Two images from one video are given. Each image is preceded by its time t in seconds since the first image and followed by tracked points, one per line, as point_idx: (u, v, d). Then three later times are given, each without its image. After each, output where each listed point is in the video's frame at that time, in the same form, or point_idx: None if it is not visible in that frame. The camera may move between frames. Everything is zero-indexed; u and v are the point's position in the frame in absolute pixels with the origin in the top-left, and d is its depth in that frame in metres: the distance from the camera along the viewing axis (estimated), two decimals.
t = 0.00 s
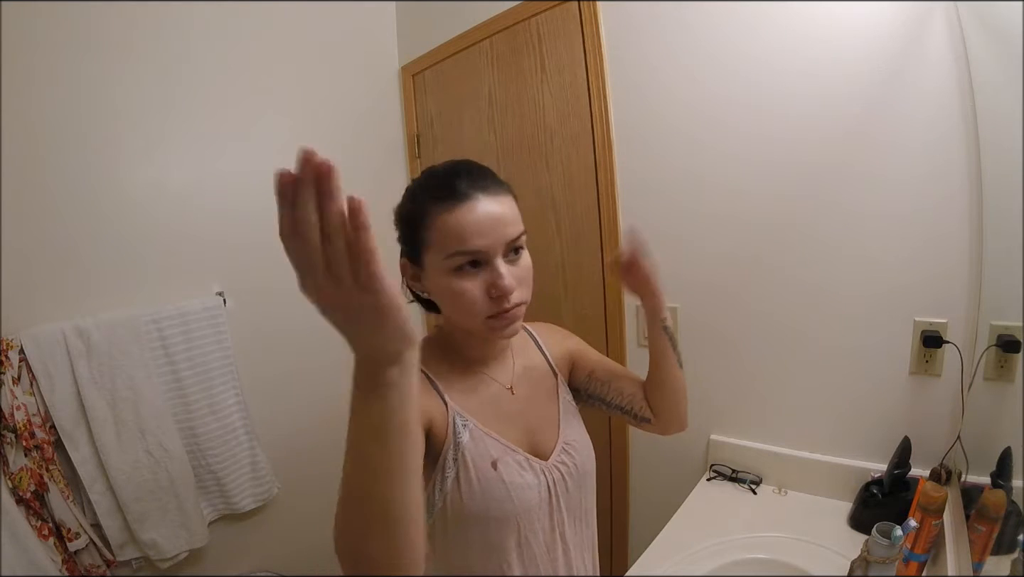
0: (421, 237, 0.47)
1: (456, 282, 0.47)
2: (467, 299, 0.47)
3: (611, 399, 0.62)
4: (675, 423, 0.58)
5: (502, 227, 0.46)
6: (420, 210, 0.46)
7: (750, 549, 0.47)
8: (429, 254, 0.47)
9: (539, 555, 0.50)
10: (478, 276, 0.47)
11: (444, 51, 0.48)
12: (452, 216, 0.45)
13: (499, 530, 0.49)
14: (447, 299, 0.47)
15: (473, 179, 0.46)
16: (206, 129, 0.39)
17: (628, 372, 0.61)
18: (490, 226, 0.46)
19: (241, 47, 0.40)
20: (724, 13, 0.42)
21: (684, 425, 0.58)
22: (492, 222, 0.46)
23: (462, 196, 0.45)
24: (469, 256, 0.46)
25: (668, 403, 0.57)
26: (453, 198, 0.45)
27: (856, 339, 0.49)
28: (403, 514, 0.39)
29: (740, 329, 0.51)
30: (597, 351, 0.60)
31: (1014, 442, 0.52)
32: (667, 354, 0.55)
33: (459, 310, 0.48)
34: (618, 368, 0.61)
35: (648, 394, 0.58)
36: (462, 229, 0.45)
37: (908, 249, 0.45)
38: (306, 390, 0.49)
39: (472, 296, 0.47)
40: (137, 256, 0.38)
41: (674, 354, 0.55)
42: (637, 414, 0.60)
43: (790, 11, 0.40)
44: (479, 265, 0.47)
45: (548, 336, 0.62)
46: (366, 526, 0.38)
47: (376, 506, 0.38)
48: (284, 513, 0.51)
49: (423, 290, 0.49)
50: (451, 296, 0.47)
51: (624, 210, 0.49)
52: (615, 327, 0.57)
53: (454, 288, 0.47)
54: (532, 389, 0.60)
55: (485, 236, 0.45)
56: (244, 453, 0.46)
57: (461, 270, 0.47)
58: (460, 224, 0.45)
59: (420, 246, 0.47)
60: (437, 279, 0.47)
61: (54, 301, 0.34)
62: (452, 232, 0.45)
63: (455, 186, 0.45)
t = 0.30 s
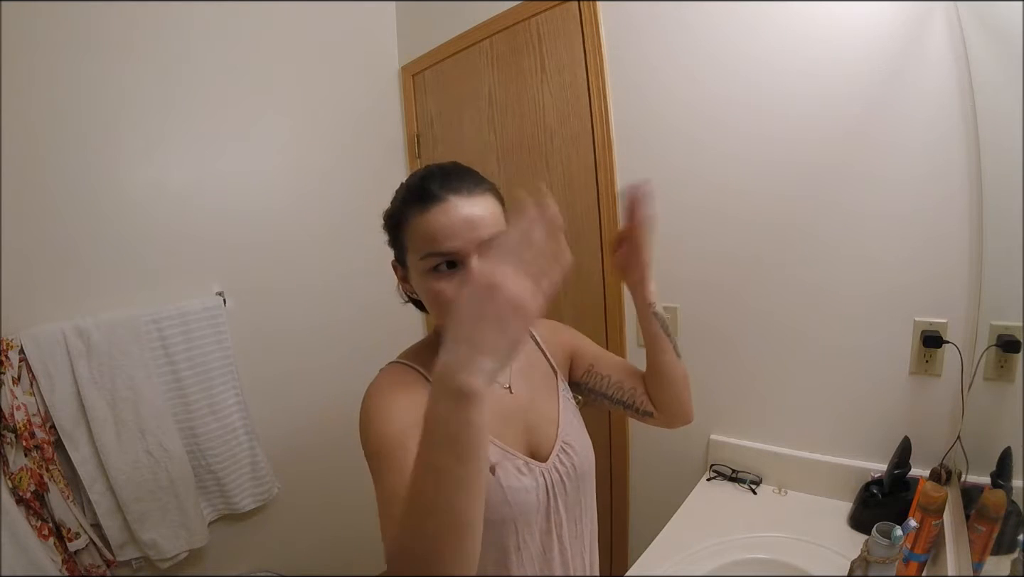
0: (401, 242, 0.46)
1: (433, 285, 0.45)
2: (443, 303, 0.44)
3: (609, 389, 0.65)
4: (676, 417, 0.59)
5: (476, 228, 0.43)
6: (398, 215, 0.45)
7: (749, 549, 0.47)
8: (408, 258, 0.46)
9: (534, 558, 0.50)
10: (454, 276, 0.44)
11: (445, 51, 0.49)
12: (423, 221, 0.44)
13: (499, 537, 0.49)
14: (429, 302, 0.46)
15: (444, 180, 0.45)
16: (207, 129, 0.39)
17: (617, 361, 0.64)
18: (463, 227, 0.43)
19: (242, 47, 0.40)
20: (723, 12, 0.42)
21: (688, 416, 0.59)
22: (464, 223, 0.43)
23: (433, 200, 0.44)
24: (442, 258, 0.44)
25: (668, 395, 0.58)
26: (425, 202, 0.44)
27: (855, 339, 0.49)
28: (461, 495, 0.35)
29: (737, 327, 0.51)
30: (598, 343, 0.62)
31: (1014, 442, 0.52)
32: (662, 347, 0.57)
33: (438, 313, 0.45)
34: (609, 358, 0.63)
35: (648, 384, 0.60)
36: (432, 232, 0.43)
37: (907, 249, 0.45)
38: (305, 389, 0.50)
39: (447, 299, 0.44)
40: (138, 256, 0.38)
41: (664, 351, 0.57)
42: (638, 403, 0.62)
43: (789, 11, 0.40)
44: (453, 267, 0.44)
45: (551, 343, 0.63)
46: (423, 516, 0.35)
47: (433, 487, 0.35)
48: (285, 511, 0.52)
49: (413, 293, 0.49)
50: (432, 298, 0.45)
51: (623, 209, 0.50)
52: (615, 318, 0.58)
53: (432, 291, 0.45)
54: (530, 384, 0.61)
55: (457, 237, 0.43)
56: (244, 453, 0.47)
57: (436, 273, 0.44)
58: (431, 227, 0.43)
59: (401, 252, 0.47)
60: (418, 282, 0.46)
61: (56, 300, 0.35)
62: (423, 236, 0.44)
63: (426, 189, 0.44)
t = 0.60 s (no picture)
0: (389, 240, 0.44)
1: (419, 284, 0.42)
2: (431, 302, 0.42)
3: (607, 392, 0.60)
4: (675, 419, 0.55)
5: (462, 224, 0.41)
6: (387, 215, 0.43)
7: (747, 549, 0.47)
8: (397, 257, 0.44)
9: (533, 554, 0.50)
10: (439, 276, 0.41)
11: (444, 50, 0.50)
12: (408, 220, 0.41)
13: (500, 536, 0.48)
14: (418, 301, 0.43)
15: (430, 178, 0.42)
16: (206, 129, 0.39)
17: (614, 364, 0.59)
18: (449, 223, 0.40)
19: (242, 46, 0.40)
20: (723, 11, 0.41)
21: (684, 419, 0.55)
22: (448, 220, 0.40)
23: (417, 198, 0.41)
24: (427, 257, 0.41)
25: (665, 398, 0.54)
26: (408, 199, 0.41)
27: (854, 339, 0.49)
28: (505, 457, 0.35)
29: (737, 325, 0.52)
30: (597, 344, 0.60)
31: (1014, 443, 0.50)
32: (661, 352, 0.53)
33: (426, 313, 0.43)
34: (605, 360, 0.59)
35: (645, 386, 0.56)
36: (416, 229, 0.40)
37: (906, 249, 0.45)
38: (307, 389, 0.49)
39: (434, 299, 0.42)
40: (138, 255, 0.38)
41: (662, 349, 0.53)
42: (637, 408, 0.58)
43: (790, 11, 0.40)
44: (438, 267, 0.41)
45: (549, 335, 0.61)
46: (442, 512, 0.33)
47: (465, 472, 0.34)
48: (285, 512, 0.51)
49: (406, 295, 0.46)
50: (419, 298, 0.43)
51: (624, 210, 0.50)
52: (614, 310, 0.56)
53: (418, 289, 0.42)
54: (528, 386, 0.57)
55: (442, 234, 0.40)
56: (244, 453, 0.47)
57: (423, 272, 0.41)
58: (414, 225, 0.40)
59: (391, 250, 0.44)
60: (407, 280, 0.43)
61: (57, 299, 0.35)
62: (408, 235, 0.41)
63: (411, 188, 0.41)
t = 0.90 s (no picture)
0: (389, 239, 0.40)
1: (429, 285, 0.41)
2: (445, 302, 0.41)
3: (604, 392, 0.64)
4: (666, 424, 0.59)
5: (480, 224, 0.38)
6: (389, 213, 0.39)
7: (748, 549, 0.47)
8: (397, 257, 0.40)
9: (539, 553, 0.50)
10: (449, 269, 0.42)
11: (443, 50, 0.49)
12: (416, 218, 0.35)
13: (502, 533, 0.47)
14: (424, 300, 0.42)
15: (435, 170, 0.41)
16: (206, 129, 0.39)
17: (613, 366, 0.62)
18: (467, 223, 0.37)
19: (242, 47, 0.40)
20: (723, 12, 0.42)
21: (681, 424, 0.58)
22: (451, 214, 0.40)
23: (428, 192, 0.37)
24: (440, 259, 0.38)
25: (663, 401, 0.58)
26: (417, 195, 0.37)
27: (854, 339, 0.49)
28: (427, 418, 0.35)
29: (738, 328, 0.51)
30: (598, 348, 0.61)
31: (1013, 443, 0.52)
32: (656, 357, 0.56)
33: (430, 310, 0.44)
34: (605, 362, 0.62)
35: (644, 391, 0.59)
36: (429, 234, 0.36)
37: (906, 249, 0.45)
38: (307, 390, 0.49)
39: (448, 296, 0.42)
40: (138, 255, 0.38)
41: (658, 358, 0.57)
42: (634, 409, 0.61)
43: (790, 11, 0.40)
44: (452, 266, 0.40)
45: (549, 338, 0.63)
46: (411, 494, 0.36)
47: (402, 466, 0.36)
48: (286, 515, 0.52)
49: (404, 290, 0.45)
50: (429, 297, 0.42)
51: (624, 210, 0.50)
52: (615, 318, 0.57)
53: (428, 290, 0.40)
54: (529, 388, 0.64)
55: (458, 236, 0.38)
56: (244, 452, 0.47)
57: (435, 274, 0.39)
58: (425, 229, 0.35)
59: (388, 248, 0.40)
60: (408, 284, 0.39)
61: (57, 300, 0.35)
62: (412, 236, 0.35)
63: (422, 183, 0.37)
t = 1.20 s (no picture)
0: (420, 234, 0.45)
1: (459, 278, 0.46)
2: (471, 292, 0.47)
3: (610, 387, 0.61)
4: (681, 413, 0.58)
5: (509, 225, 0.47)
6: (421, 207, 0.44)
7: (748, 549, 0.47)
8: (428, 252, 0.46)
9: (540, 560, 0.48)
10: (481, 270, 0.47)
11: (444, 50, 0.49)
12: (458, 211, 0.45)
13: (498, 539, 0.47)
14: (446, 290, 0.47)
15: (476, 175, 0.46)
16: (205, 126, 0.38)
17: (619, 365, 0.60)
18: (497, 224, 0.46)
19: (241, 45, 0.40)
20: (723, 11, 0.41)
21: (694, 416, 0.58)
22: (490, 217, 0.46)
23: (465, 191, 0.45)
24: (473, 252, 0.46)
25: (677, 393, 0.56)
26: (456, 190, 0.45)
27: (855, 339, 0.48)
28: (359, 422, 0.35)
29: (740, 325, 0.53)
30: (597, 342, 0.59)
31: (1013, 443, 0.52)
32: (679, 343, 0.54)
33: (455, 306, 0.48)
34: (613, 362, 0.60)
35: (655, 382, 0.58)
36: (466, 226, 0.45)
37: (904, 249, 0.44)
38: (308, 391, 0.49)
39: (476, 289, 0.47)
40: (136, 256, 0.37)
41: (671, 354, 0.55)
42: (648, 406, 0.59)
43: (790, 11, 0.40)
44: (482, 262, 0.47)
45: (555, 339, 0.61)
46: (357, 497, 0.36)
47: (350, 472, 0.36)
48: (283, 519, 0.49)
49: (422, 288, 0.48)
50: (450, 288, 0.47)
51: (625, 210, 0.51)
52: (615, 317, 0.56)
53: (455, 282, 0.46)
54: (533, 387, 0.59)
55: (491, 232, 0.46)
56: (245, 451, 0.46)
57: (466, 265, 0.46)
58: (465, 219, 0.45)
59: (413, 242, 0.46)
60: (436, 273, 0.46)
61: (57, 302, 0.35)
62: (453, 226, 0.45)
63: (458, 181, 0.45)
